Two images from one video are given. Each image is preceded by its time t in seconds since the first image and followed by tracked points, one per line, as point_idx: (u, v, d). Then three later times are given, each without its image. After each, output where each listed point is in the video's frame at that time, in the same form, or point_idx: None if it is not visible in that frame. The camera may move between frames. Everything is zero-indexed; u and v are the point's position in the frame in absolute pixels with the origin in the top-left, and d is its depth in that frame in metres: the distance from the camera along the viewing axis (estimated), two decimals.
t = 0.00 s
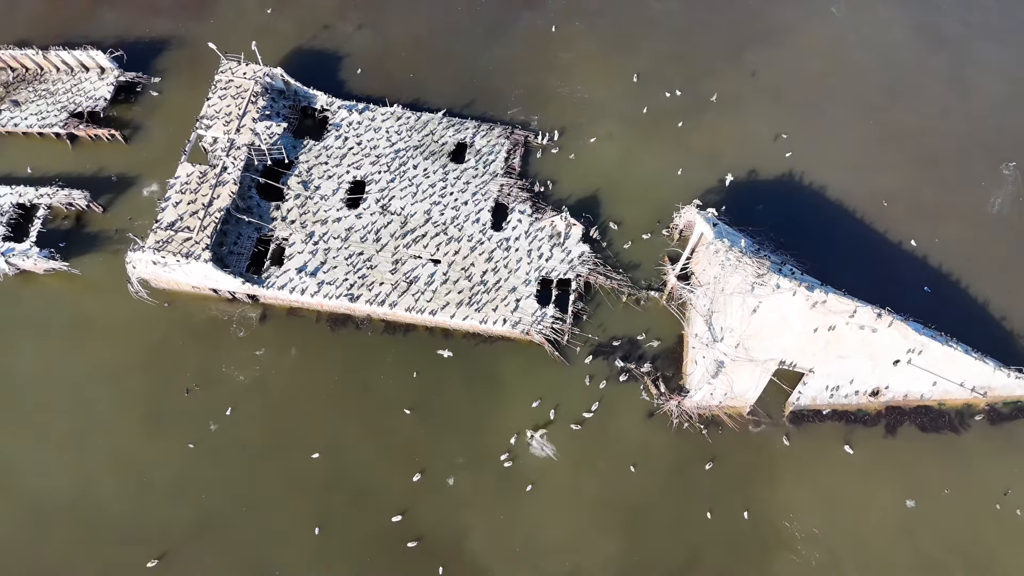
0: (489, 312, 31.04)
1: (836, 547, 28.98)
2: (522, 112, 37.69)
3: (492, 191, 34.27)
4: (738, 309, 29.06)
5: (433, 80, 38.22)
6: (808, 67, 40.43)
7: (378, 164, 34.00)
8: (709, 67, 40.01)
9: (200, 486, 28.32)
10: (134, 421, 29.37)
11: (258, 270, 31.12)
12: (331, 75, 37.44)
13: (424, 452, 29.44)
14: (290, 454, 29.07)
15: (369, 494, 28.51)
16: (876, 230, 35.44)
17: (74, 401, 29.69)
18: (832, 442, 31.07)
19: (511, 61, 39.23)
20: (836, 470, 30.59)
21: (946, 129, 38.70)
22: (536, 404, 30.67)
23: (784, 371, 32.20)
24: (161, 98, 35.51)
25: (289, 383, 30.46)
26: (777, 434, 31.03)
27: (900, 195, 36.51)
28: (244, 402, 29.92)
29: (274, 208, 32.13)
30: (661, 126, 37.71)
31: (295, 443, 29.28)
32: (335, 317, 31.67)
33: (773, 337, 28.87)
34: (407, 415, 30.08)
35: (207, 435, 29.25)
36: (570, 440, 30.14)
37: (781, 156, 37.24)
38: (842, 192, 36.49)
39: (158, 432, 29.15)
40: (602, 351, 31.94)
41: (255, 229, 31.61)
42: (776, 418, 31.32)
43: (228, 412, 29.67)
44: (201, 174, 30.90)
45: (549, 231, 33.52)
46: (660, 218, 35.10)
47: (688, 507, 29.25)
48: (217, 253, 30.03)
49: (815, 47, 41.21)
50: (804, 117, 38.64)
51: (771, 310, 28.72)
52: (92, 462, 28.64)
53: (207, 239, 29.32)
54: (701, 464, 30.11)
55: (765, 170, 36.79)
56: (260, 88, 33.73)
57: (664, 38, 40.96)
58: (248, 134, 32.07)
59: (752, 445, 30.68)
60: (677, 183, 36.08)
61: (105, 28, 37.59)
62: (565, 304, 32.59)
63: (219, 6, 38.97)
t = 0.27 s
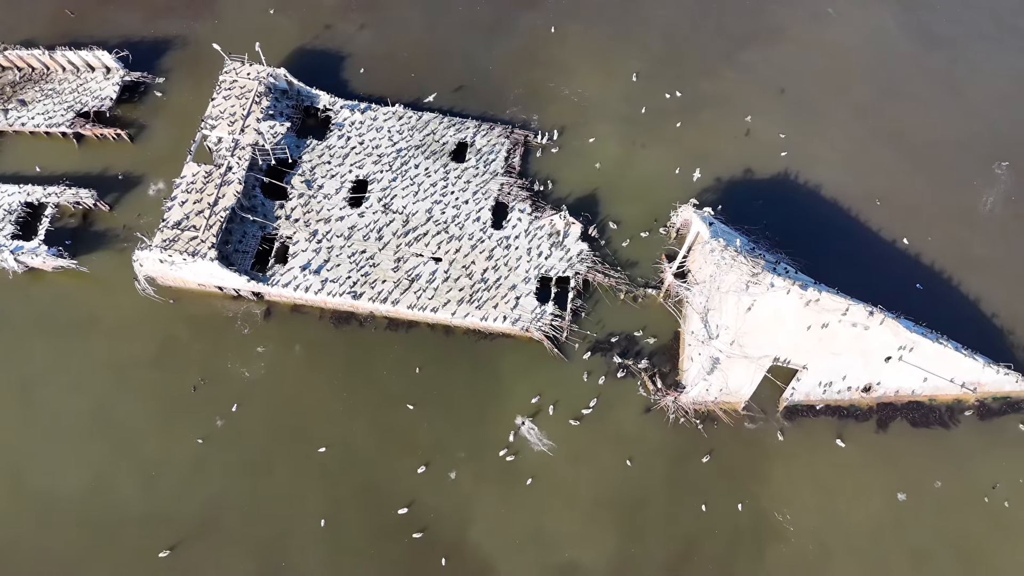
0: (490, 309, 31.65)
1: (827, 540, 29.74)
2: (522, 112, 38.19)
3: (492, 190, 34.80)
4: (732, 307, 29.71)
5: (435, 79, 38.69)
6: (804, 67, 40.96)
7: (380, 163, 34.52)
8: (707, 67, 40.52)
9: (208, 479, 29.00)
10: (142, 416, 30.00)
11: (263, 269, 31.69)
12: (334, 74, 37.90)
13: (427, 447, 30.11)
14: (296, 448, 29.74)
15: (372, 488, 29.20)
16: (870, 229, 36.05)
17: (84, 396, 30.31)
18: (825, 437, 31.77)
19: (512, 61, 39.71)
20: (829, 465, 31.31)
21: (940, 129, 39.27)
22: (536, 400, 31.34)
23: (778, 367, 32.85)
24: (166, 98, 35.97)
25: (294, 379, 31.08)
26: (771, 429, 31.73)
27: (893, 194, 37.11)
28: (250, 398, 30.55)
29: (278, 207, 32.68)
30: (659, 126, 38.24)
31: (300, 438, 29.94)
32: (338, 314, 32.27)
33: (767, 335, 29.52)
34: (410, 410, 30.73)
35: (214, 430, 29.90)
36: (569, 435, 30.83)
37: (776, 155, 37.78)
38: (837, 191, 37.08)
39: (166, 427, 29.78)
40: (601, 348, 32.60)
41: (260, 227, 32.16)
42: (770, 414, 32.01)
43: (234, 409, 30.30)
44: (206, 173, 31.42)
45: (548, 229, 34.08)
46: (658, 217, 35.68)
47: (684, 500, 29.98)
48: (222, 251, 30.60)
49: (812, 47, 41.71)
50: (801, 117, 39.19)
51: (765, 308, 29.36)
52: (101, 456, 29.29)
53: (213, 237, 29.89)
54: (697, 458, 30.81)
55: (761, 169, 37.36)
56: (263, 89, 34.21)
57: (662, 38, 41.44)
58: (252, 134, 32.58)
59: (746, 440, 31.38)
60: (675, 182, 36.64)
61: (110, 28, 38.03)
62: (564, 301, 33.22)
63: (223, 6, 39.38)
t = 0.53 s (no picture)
0: (493, 306, 32.21)
1: (823, 531, 30.47)
2: (524, 110, 38.66)
3: (495, 188, 35.28)
4: (731, 304, 30.22)
5: (438, 79, 39.12)
6: (803, 66, 41.41)
7: (384, 162, 35.01)
8: (707, 67, 40.97)
9: (217, 473, 29.65)
10: (153, 411, 30.61)
11: (269, 266, 32.23)
12: (338, 73, 38.32)
13: (432, 441, 30.74)
14: (303, 443, 30.36)
15: (379, 481, 29.84)
16: (867, 226, 36.61)
17: (95, 392, 30.90)
18: (822, 431, 32.41)
19: (514, 60, 40.15)
20: (826, 459, 31.96)
21: (936, 128, 39.78)
22: (539, 395, 31.97)
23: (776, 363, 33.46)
24: (173, 97, 36.40)
25: (302, 375, 31.69)
26: (769, 424, 32.39)
27: (890, 193, 37.64)
28: (258, 393, 31.16)
29: (284, 205, 33.18)
30: (659, 125, 38.72)
31: (308, 432, 30.56)
32: (344, 310, 32.85)
33: (764, 332, 30.08)
34: (415, 405, 31.35)
35: (223, 425, 30.50)
36: (571, 429, 31.48)
37: (774, 154, 38.28)
38: (834, 189, 37.61)
39: (177, 422, 30.39)
40: (602, 344, 33.20)
41: (266, 226, 32.67)
42: (768, 408, 32.66)
43: (242, 404, 30.89)
44: (213, 172, 31.91)
45: (550, 227, 34.58)
46: (658, 215, 36.22)
47: (683, 493, 30.65)
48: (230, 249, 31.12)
49: (810, 46, 42.14)
50: (799, 116, 39.67)
51: (762, 305, 29.88)
52: (113, 449, 29.92)
53: (220, 236, 30.40)
54: (696, 452, 31.47)
55: (759, 168, 37.86)
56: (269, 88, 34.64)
57: (662, 37, 41.85)
58: (258, 133, 33.04)
59: (745, 434, 32.03)
60: (675, 180, 37.16)
61: (116, 28, 38.43)
62: (566, 298, 33.79)
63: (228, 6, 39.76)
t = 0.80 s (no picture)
0: (497, 303, 32.74)
1: (822, 524, 31.13)
2: (527, 109, 39.10)
3: (500, 186, 35.76)
4: (732, 301, 30.91)
5: (443, 78, 39.53)
6: (803, 66, 41.82)
7: (391, 161, 35.50)
8: (708, 66, 41.36)
9: (229, 467, 30.29)
10: (165, 406, 31.22)
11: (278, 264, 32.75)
12: (344, 72, 38.72)
13: (438, 436, 31.36)
14: (312, 437, 30.98)
15: (386, 475, 30.48)
16: (866, 224, 37.13)
17: (107, 387, 31.50)
18: (821, 426, 33.00)
19: (518, 59, 40.53)
20: (825, 453, 32.58)
21: (935, 126, 40.24)
22: (543, 390, 32.56)
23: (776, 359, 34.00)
24: (181, 97, 36.82)
25: (310, 371, 32.27)
26: (769, 418, 32.97)
27: (889, 191, 38.12)
28: (268, 389, 31.75)
29: (292, 203, 33.67)
30: (661, 123, 39.17)
31: (317, 427, 31.17)
32: (351, 307, 33.36)
33: (764, 328, 30.74)
34: (421, 401, 31.95)
35: (233, 420, 31.11)
36: (575, 425, 32.08)
37: (774, 153, 38.75)
38: (834, 187, 38.09)
39: (189, 418, 31.00)
40: (605, 340, 33.75)
41: (274, 224, 33.18)
42: (768, 403, 33.23)
43: (253, 400, 31.48)
44: (223, 171, 32.40)
45: (554, 225, 35.05)
46: (660, 213, 36.71)
47: (685, 487, 31.28)
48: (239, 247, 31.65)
49: (811, 45, 42.53)
50: (800, 114, 40.12)
51: (762, 302, 30.60)
52: (126, 443, 30.54)
53: (230, 234, 30.93)
54: (697, 447, 32.09)
55: (760, 166, 38.34)
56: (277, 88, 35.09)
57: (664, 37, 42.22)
58: (266, 133, 33.51)
59: (745, 429, 32.63)
60: (677, 179, 37.64)
61: (124, 28, 38.82)
62: (570, 295, 34.32)
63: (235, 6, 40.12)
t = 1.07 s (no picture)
0: (501, 300, 33.29)
1: (819, 516, 31.81)
2: (530, 107, 39.53)
3: (503, 184, 36.24)
4: (732, 298, 31.43)
5: (447, 76, 39.94)
6: (804, 64, 42.21)
7: (396, 159, 35.97)
8: (709, 64, 41.75)
9: (238, 460, 30.93)
10: (175, 401, 31.84)
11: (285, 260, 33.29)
12: (349, 71, 39.12)
13: (443, 430, 31.99)
14: (320, 432, 31.61)
15: (393, 468, 31.12)
16: (865, 221, 37.65)
17: (119, 382, 32.11)
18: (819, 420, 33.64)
19: (521, 58, 40.93)
20: (823, 447, 33.22)
21: (934, 125, 40.70)
22: (546, 386, 33.16)
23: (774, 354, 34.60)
24: (189, 95, 37.27)
25: (318, 366, 32.86)
26: (768, 413, 33.61)
27: (887, 189, 38.61)
28: (276, 384, 32.34)
29: (298, 201, 34.17)
30: (663, 122, 39.61)
31: (324, 422, 31.78)
32: (357, 303, 33.92)
33: (764, 324, 31.26)
34: (427, 396, 32.55)
35: (243, 415, 31.73)
36: (578, 419, 32.70)
37: (774, 151, 39.19)
38: (833, 185, 38.57)
39: (199, 412, 31.62)
40: (607, 336, 34.33)
41: (281, 221, 33.70)
42: (767, 398, 33.86)
43: (262, 395, 32.09)
44: (230, 170, 32.88)
45: (556, 223, 35.53)
46: (662, 211, 37.22)
47: (685, 480, 31.93)
48: (247, 245, 32.17)
49: (811, 44, 42.91)
50: (799, 113, 40.56)
51: (762, 299, 31.12)
52: (138, 437, 31.16)
53: (239, 232, 31.43)
54: (697, 440, 32.73)
55: (760, 164, 38.80)
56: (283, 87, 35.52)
57: (666, 35, 42.59)
58: (273, 132, 33.96)
59: (744, 423, 33.26)
60: (679, 177, 38.11)
61: (132, 27, 39.21)
62: (572, 292, 34.87)
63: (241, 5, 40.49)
